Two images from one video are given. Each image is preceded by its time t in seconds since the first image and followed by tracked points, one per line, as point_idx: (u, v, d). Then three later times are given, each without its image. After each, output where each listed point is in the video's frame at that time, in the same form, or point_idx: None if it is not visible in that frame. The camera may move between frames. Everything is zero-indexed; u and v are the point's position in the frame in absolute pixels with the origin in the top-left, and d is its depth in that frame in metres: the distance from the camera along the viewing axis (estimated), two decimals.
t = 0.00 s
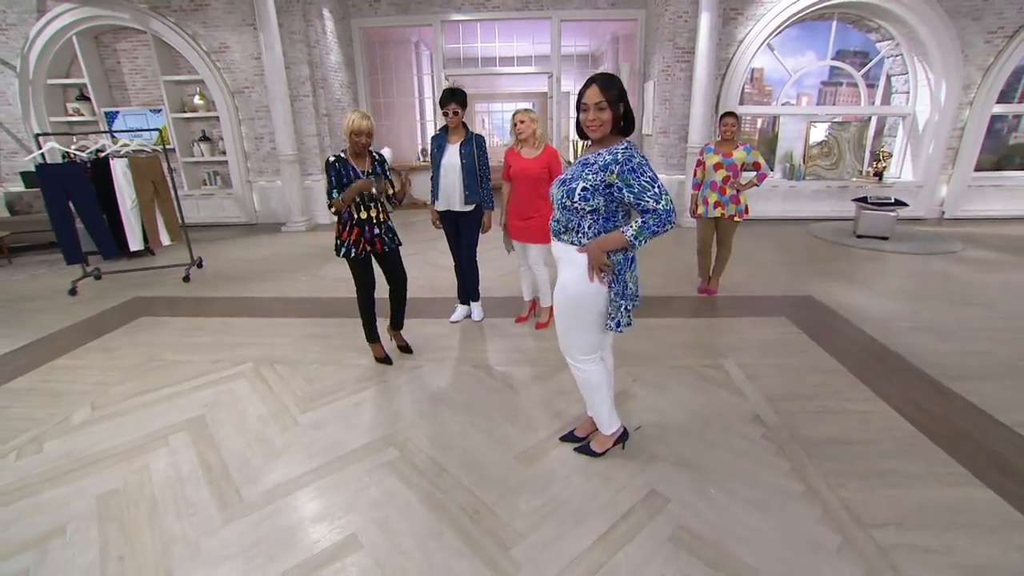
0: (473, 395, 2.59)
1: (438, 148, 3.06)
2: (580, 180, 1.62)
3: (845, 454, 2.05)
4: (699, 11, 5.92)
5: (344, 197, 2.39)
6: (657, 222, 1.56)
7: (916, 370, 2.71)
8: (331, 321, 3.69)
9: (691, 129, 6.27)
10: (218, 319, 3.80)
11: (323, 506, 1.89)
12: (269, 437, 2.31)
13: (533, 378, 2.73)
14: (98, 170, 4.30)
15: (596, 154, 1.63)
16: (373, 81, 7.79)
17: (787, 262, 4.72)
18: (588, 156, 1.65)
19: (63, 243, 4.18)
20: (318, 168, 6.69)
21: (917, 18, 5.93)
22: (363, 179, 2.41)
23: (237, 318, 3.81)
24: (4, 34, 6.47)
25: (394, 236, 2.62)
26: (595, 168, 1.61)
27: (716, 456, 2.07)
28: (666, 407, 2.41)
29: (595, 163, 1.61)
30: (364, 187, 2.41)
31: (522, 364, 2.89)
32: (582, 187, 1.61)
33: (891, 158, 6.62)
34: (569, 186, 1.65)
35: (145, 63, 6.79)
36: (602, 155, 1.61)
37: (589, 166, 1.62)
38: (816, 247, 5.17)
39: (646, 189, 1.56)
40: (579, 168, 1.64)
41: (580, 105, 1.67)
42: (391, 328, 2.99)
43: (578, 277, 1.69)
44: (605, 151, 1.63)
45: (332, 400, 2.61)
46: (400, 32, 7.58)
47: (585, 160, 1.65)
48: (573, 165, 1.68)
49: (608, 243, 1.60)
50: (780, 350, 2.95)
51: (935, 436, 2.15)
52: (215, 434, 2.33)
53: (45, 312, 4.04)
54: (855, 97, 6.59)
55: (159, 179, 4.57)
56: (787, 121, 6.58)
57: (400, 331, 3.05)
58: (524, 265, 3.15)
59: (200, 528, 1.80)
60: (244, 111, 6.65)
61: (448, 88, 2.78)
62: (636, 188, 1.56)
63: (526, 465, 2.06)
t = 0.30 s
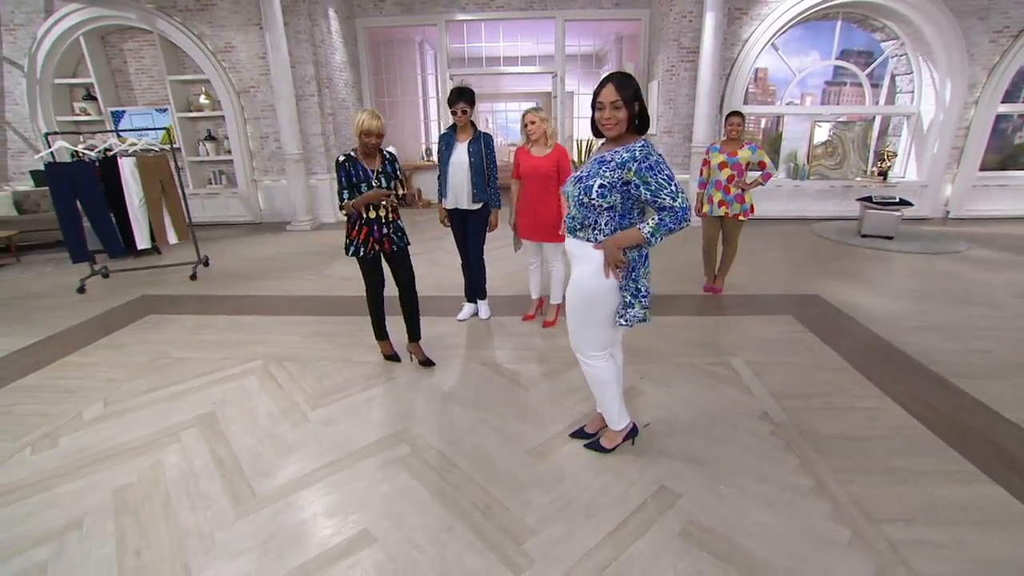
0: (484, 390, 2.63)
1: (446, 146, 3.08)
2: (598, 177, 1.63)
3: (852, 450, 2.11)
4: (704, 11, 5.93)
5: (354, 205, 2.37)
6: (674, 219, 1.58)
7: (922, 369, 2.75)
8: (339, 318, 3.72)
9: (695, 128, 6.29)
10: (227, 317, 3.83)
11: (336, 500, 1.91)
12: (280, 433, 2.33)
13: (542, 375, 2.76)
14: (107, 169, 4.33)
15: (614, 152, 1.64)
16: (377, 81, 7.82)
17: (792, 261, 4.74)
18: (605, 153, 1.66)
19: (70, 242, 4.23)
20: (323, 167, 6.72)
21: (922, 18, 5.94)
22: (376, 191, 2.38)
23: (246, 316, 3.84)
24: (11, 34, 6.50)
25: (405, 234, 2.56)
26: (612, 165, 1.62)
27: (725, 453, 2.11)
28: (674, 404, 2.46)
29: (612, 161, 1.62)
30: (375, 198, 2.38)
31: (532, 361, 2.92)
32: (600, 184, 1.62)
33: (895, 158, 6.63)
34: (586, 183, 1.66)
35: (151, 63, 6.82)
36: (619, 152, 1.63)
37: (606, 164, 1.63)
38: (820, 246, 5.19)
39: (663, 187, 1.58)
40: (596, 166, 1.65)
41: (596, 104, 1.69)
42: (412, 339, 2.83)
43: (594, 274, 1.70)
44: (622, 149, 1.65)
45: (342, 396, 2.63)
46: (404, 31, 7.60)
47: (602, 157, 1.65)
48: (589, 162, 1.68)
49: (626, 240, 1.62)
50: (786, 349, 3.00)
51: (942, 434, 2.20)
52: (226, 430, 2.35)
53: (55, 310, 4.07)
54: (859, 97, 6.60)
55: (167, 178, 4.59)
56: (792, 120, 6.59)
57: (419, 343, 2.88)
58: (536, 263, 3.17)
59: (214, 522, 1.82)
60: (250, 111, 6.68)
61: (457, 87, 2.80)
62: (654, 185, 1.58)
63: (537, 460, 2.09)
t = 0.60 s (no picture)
0: (494, 388, 2.65)
1: (454, 146, 3.09)
2: (622, 175, 1.64)
3: (861, 450, 2.12)
4: (710, 11, 5.93)
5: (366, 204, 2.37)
6: (701, 212, 1.63)
7: (930, 369, 2.76)
8: (347, 317, 3.74)
9: (701, 128, 6.29)
10: (234, 315, 3.85)
11: (348, 497, 1.92)
12: (292, 430, 2.34)
13: (552, 373, 2.78)
14: (116, 168, 4.36)
15: (635, 149, 1.65)
16: (382, 81, 7.83)
17: (799, 261, 4.74)
18: (626, 151, 1.67)
19: (76, 241, 4.31)
20: (329, 166, 6.74)
21: (929, 18, 5.93)
22: (390, 190, 2.37)
23: (254, 314, 3.86)
24: (19, 33, 6.53)
25: (419, 235, 2.54)
26: (637, 162, 1.64)
27: (735, 452, 2.13)
28: (684, 403, 2.48)
29: (637, 158, 1.64)
30: (389, 197, 2.37)
31: (541, 359, 2.94)
32: (625, 182, 1.64)
33: (901, 158, 6.62)
34: (610, 181, 1.66)
35: (158, 62, 6.85)
36: (644, 149, 1.65)
37: (630, 161, 1.64)
38: (825, 246, 5.19)
39: (689, 182, 1.62)
40: (620, 164, 1.65)
41: (610, 100, 1.70)
42: (425, 340, 2.81)
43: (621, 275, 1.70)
44: (643, 146, 1.67)
45: (352, 394, 2.65)
46: (407, 31, 7.59)
47: (622, 155, 1.66)
48: (609, 161, 1.68)
49: (659, 236, 1.64)
50: (794, 349, 3.01)
51: (952, 434, 2.22)
52: (237, 427, 2.37)
53: (64, 308, 4.10)
54: (865, 97, 6.59)
55: (175, 177, 4.61)
56: (797, 120, 6.58)
57: (431, 345, 2.86)
58: (545, 263, 3.18)
59: (228, 518, 1.84)
60: (256, 110, 6.71)
61: (466, 86, 2.80)
62: (680, 180, 1.61)
63: (549, 458, 2.10)
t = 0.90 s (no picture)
0: (503, 388, 2.64)
1: (462, 146, 3.08)
2: (654, 175, 1.64)
3: (873, 451, 2.12)
4: (715, 11, 5.93)
5: (405, 213, 2.33)
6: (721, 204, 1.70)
7: (941, 370, 2.76)
8: (354, 317, 3.73)
9: (705, 129, 6.28)
10: (241, 315, 3.85)
11: (359, 498, 1.92)
12: (300, 430, 2.34)
13: (560, 374, 2.77)
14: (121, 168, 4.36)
15: (659, 147, 1.66)
16: (386, 81, 7.85)
17: (805, 262, 4.72)
18: (647, 149, 1.67)
19: (83, 243, 4.35)
20: (333, 166, 6.74)
21: (936, 18, 5.92)
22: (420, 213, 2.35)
23: (261, 314, 3.86)
24: (25, 34, 6.55)
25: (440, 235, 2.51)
26: (664, 160, 1.65)
27: (746, 453, 2.12)
28: (694, 404, 2.47)
29: (663, 155, 1.65)
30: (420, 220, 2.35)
31: (549, 360, 2.93)
32: (658, 181, 1.64)
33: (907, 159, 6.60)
34: (643, 180, 1.65)
35: (162, 63, 6.86)
36: (666, 146, 1.66)
37: (657, 158, 1.65)
38: (832, 247, 5.17)
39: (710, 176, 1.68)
40: (647, 162, 1.66)
41: (619, 97, 1.69)
42: (435, 341, 2.80)
43: (655, 281, 1.71)
44: (661, 143, 1.68)
45: (360, 394, 2.64)
46: (412, 32, 7.62)
47: (647, 153, 1.66)
48: (634, 159, 1.66)
49: (684, 240, 1.63)
50: (803, 350, 3.00)
51: (964, 436, 2.21)
52: (246, 427, 2.36)
53: (70, 308, 4.10)
54: (870, 97, 6.58)
55: (180, 177, 4.60)
56: (802, 121, 6.57)
57: (441, 345, 2.85)
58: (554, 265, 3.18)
59: (239, 518, 1.83)
60: (260, 110, 6.72)
61: (474, 86, 2.79)
62: (701, 176, 1.65)
63: (560, 458, 2.10)
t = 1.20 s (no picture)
0: (507, 389, 2.63)
1: (467, 146, 3.05)
2: (677, 172, 1.65)
3: (884, 452, 2.10)
4: (719, 11, 5.92)
5: (413, 206, 2.24)
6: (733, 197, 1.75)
7: (949, 370, 2.74)
8: (357, 317, 3.71)
9: (708, 129, 6.28)
10: (244, 315, 3.84)
11: (365, 500, 1.90)
12: (305, 431, 2.32)
13: (566, 375, 2.75)
14: (123, 167, 4.34)
15: (675, 145, 1.67)
16: (388, 81, 7.82)
17: (809, 262, 4.71)
18: (664, 147, 1.67)
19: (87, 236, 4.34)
20: (335, 166, 6.72)
21: (940, 18, 5.90)
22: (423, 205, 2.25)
23: (265, 314, 3.84)
24: (26, 33, 6.53)
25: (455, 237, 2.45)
26: (682, 157, 1.66)
27: (755, 454, 2.10)
28: (701, 405, 2.46)
29: (680, 153, 1.66)
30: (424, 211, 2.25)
31: (554, 360, 2.92)
32: (681, 178, 1.66)
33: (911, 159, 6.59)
34: (668, 179, 1.65)
35: (164, 62, 6.84)
36: (682, 143, 1.67)
37: (676, 155, 1.66)
38: (836, 247, 5.16)
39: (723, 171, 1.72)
40: (667, 160, 1.66)
41: (629, 97, 1.67)
42: (441, 341, 2.75)
43: (680, 282, 1.75)
44: (675, 141, 1.68)
45: (365, 395, 2.62)
46: (413, 32, 7.59)
47: (666, 151, 1.66)
48: (654, 158, 1.66)
49: (701, 255, 1.74)
50: (810, 350, 2.98)
51: (974, 437, 2.20)
52: (250, 428, 2.35)
53: (73, 308, 4.08)
54: (874, 97, 6.56)
55: (183, 176, 4.57)
56: (806, 121, 6.56)
57: (447, 346, 2.81)
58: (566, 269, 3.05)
59: (245, 520, 1.82)
60: (262, 110, 6.71)
61: (478, 86, 2.77)
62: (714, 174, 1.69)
63: (567, 460, 2.08)
